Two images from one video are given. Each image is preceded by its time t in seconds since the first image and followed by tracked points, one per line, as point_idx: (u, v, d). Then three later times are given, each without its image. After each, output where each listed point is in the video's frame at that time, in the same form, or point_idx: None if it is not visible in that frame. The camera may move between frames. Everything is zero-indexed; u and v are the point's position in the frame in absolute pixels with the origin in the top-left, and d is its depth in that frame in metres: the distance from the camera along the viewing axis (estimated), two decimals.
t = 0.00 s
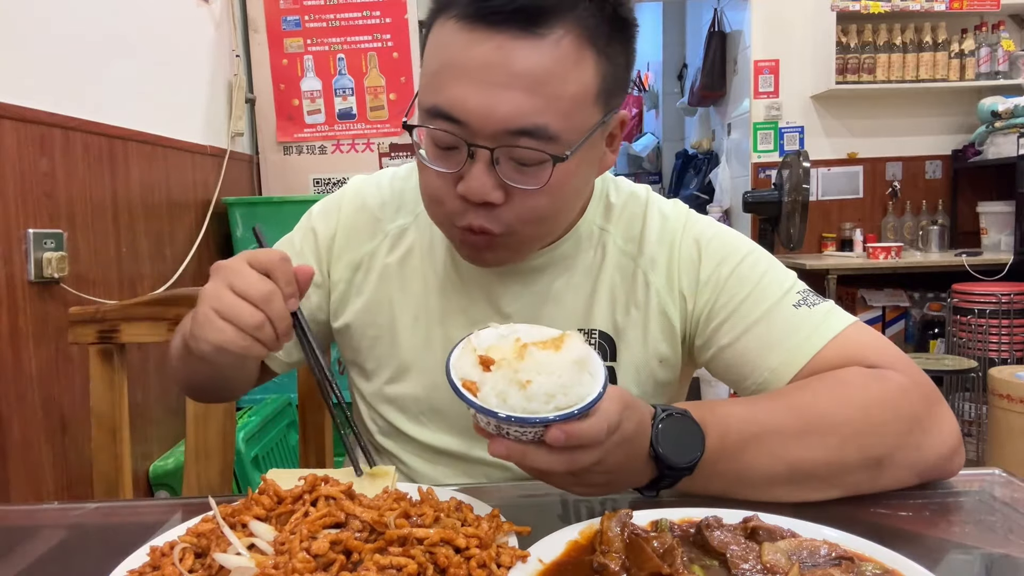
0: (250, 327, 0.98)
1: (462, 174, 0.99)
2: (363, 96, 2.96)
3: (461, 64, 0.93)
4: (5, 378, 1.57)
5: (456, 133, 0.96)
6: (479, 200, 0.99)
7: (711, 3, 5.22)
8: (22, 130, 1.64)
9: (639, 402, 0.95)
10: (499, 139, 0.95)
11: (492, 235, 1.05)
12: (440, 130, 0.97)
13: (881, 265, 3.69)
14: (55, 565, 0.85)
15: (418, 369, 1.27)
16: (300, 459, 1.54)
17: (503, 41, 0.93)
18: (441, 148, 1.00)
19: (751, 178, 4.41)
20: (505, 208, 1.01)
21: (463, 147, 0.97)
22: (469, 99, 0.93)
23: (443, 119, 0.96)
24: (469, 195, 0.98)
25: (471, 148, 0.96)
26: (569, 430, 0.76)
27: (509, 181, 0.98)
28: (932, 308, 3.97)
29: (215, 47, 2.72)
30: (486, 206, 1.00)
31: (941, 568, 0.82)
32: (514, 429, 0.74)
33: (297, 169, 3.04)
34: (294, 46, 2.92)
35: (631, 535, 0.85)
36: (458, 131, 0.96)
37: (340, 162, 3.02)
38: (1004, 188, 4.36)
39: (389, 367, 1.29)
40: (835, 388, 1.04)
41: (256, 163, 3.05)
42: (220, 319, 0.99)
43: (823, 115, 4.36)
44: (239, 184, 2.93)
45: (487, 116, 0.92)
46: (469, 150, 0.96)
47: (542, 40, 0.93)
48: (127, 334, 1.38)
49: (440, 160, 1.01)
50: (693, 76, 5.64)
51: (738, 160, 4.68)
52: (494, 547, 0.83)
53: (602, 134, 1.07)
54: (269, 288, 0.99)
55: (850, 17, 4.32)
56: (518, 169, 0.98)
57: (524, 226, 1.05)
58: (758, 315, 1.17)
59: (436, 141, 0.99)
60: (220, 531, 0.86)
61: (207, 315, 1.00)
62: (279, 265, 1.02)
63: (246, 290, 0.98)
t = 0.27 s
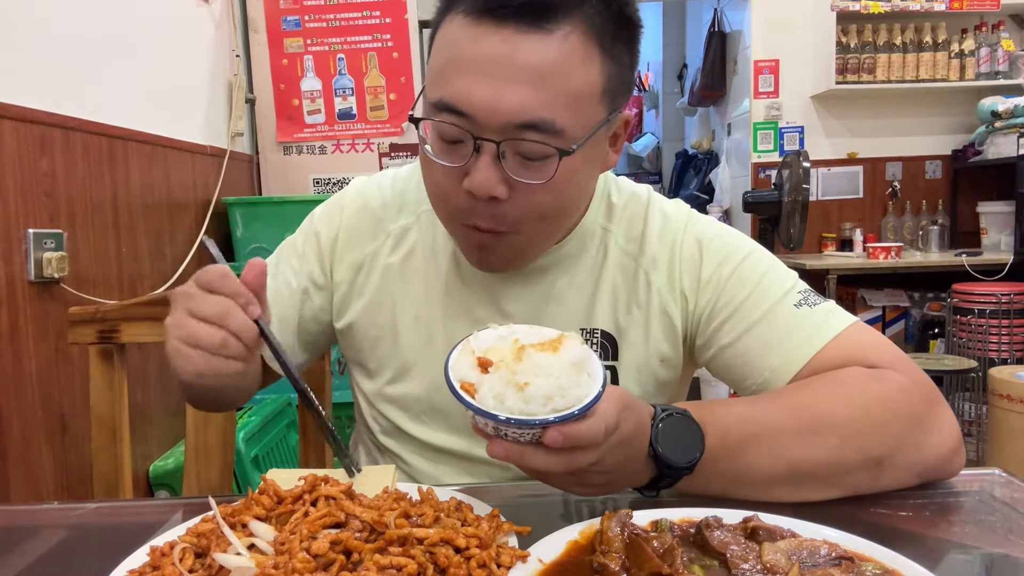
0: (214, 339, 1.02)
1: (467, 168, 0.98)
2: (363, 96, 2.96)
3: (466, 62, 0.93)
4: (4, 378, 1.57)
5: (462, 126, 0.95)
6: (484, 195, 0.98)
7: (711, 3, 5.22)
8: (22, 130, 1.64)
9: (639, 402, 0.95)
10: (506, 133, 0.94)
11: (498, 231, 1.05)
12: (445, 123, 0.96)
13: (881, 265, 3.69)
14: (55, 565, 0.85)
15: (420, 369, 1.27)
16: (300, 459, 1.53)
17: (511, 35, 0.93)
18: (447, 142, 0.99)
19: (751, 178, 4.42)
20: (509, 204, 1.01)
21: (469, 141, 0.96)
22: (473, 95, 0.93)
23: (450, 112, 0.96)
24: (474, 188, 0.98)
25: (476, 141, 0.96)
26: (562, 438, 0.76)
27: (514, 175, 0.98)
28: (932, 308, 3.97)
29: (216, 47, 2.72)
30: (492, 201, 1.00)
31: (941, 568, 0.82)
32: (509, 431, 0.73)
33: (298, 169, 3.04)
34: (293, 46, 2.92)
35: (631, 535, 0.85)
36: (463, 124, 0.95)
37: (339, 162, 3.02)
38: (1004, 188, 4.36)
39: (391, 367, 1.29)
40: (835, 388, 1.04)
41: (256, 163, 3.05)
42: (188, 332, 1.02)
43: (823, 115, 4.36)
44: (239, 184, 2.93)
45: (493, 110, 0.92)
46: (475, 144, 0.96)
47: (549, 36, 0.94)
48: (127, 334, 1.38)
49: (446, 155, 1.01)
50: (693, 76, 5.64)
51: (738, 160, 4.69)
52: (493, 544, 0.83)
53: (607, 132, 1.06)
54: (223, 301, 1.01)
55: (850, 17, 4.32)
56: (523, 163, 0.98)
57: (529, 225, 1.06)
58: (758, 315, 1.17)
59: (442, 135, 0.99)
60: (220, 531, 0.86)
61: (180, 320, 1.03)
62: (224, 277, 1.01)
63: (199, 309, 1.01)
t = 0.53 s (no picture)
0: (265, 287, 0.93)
1: (467, 175, 0.99)
2: (363, 96, 2.95)
3: (465, 66, 0.93)
4: (4, 377, 1.56)
5: (461, 135, 0.97)
6: (484, 202, 1.00)
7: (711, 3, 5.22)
8: (22, 130, 1.64)
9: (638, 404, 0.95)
10: (505, 143, 0.95)
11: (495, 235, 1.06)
12: (444, 131, 0.98)
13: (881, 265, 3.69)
14: (55, 565, 0.85)
15: (421, 368, 1.27)
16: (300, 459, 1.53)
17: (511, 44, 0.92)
18: (446, 150, 1.00)
19: (751, 178, 4.42)
20: (508, 211, 1.02)
21: (468, 149, 0.97)
22: (474, 103, 0.93)
23: (450, 121, 0.97)
24: (474, 196, 0.99)
25: (475, 150, 0.97)
26: (563, 441, 0.76)
27: (515, 183, 0.99)
28: (932, 308, 3.97)
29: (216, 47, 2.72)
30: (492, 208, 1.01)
31: (941, 568, 0.82)
32: (510, 436, 0.73)
33: (297, 169, 3.04)
34: (294, 47, 2.92)
35: (631, 535, 0.85)
36: (462, 134, 0.97)
37: (339, 162, 3.02)
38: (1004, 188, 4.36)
39: (393, 367, 1.29)
40: (835, 389, 1.04)
41: (256, 163, 3.06)
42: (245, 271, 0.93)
43: (823, 115, 4.36)
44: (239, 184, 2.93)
45: (495, 119, 0.93)
46: (474, 152, 0.97)
47: (549, 45, 0.93)
48: (127, 334, 1.38)
49: (445, 163, 1.02)
50: (693, 76, 5.64)
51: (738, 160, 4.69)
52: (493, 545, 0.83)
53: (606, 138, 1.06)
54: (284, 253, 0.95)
55: (850, 17, 4.32)
56: (523, 172, 0.99)
57: (522, 230, 1.06)
58: (757, 315, 1.17)
59: (442, 142, 1.00)
60: (220, 531, 0.85)
61: (239, 258, 0.95)
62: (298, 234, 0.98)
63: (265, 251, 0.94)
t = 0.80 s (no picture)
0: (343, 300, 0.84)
1: (524, 132, 1.06)
2: (363, 96, 2.94)
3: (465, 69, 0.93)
4: (4, 377, 1.57)
5: (526, 86, 1.04)
6: (541, 159, 1.06)
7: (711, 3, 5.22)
8: (21, 130, 1.64)
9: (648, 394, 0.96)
10: (571, 96, 1.04)
11: (543, 200, 1.12)
12: (508, 84, 1.04)
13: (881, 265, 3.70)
14: (55, 565, 0.85)
15: (435, 367, 1.27)
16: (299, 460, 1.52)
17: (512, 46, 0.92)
18: (504, 103, 1.06)
19: (751, 177, 4.42)
20: (561, 172, 1.08)
21: (531, 103, 1.05)
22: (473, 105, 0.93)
23: (513, 73, 1.04)
24: (531, 153, 1.05)
25: (539, 103, 1.04)
26: (759, 404, 0.78)
27: (571, 141, 1.07)
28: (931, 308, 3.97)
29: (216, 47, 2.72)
30: (545, 167, 1.07)
31: (941, 567, 0.82)
32: (758, 387, 0.74)
33: (298, 169, 3.04)
34: (293, 46, 2.90)
35: (631, 535, 0.85)
36: (528, 84, 1.04)
37: (341, 162, 2.99)
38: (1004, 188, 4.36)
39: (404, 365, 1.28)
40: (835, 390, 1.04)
41: (256, 163, 3.09)
42: (327, 276, 0.85)
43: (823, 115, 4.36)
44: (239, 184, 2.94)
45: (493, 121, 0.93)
46: (536, 107, 1.05)
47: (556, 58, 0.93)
48: (127, 335, 1.38)
49: (499, 119, 1.08)
50: (693, 76, 5.64)
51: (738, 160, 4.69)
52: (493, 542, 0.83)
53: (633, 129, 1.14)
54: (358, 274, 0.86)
55: (850, 17, 4.32)
56: (581, 129, 1.07)
57: (572, 198, 1.12)
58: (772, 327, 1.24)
59: (500, 95, 1.06)
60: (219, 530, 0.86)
61: (326, 263, 0.87)
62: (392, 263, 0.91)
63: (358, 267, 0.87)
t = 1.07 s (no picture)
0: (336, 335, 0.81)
1: (527, 133, 1.06)
2: (363, 96, 2.94)
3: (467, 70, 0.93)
4: (4, 376, 1.56)
5: (530, 86, 1.04)
6: (543, 161, 1.05)
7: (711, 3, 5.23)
8: (22, 130, 1.64)
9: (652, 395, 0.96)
10: (574, 97, 1.04)
11: (544, 203, 1.12)
12: (511, 84, 1.04)
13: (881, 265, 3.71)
14: (56, 565, 0.85)
15: (436, 368, 1.27)
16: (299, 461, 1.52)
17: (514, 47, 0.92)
18: (507, 104, 1.06)
19: (751, 177, 4.43)
20: (563, 174, 1.08)
21: (534, 104, 1.05)
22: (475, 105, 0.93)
23: (516, 73, 1.04)
24: (534, 155, 1.05)
25: (542, 104, 1.04)
26: (758, 406, 0.77)
27: (574, 143, 1.07)
28: (931, 308, 3.98)
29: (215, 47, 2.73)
30: (547, 169, 1.07)
31: (941, 567, 0.82)
32: (757, 389, 0.74)
33: (298, 169, 3.04)
34: (293, 46, 2.90)
35: (631, 535, 0.85)
36: (531, 85, 1.04)
37: (340, 162, 2.99)
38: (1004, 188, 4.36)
39: (405, 367, 1.28)
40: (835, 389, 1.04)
41: (256, 163, 3.09)
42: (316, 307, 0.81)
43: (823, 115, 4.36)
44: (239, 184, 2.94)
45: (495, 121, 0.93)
46: (540, 108, 1.05)
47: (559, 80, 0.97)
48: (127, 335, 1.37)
49: (501, 120, 1.08)
50: (693, 76, 5.64)
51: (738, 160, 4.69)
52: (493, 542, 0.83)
53: (636, 131, 1.13)
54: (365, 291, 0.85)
55: (850, 17, 4.32)
56: (584, 131, 1.07)
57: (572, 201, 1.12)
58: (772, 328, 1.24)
59: (503, 96, 1.06)
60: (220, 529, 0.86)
61: (310, 293, 0.82)
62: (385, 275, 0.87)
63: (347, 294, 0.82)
